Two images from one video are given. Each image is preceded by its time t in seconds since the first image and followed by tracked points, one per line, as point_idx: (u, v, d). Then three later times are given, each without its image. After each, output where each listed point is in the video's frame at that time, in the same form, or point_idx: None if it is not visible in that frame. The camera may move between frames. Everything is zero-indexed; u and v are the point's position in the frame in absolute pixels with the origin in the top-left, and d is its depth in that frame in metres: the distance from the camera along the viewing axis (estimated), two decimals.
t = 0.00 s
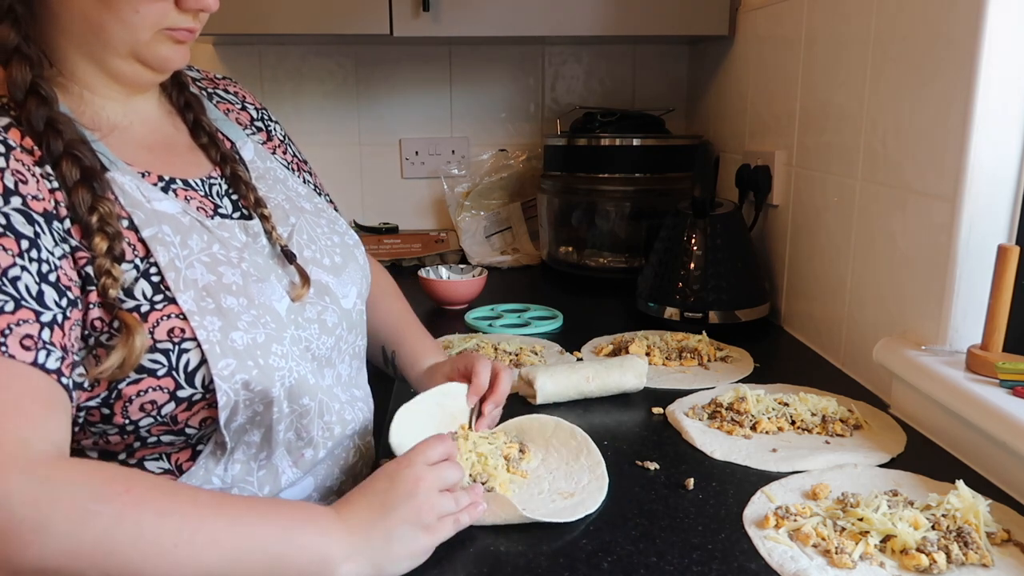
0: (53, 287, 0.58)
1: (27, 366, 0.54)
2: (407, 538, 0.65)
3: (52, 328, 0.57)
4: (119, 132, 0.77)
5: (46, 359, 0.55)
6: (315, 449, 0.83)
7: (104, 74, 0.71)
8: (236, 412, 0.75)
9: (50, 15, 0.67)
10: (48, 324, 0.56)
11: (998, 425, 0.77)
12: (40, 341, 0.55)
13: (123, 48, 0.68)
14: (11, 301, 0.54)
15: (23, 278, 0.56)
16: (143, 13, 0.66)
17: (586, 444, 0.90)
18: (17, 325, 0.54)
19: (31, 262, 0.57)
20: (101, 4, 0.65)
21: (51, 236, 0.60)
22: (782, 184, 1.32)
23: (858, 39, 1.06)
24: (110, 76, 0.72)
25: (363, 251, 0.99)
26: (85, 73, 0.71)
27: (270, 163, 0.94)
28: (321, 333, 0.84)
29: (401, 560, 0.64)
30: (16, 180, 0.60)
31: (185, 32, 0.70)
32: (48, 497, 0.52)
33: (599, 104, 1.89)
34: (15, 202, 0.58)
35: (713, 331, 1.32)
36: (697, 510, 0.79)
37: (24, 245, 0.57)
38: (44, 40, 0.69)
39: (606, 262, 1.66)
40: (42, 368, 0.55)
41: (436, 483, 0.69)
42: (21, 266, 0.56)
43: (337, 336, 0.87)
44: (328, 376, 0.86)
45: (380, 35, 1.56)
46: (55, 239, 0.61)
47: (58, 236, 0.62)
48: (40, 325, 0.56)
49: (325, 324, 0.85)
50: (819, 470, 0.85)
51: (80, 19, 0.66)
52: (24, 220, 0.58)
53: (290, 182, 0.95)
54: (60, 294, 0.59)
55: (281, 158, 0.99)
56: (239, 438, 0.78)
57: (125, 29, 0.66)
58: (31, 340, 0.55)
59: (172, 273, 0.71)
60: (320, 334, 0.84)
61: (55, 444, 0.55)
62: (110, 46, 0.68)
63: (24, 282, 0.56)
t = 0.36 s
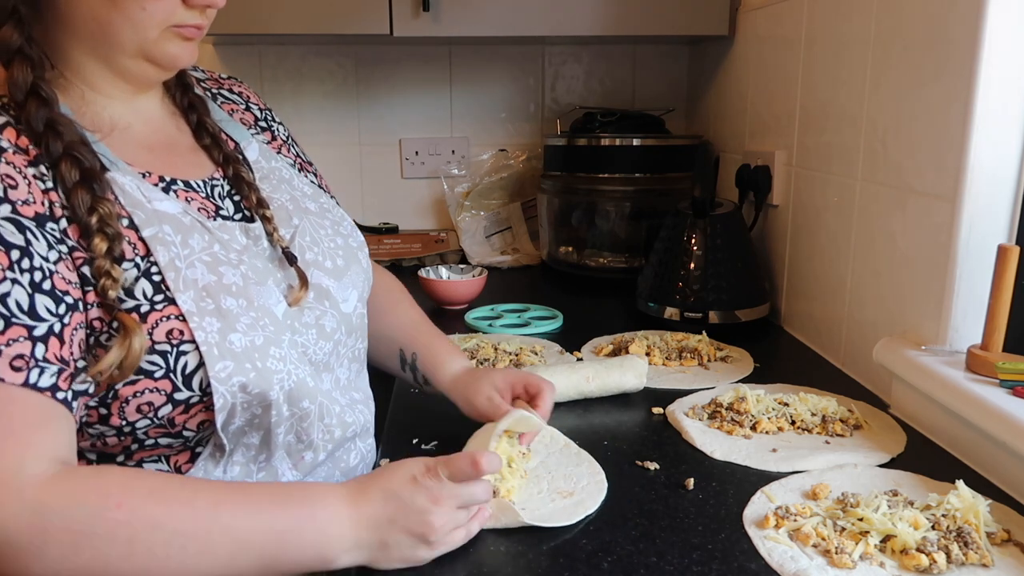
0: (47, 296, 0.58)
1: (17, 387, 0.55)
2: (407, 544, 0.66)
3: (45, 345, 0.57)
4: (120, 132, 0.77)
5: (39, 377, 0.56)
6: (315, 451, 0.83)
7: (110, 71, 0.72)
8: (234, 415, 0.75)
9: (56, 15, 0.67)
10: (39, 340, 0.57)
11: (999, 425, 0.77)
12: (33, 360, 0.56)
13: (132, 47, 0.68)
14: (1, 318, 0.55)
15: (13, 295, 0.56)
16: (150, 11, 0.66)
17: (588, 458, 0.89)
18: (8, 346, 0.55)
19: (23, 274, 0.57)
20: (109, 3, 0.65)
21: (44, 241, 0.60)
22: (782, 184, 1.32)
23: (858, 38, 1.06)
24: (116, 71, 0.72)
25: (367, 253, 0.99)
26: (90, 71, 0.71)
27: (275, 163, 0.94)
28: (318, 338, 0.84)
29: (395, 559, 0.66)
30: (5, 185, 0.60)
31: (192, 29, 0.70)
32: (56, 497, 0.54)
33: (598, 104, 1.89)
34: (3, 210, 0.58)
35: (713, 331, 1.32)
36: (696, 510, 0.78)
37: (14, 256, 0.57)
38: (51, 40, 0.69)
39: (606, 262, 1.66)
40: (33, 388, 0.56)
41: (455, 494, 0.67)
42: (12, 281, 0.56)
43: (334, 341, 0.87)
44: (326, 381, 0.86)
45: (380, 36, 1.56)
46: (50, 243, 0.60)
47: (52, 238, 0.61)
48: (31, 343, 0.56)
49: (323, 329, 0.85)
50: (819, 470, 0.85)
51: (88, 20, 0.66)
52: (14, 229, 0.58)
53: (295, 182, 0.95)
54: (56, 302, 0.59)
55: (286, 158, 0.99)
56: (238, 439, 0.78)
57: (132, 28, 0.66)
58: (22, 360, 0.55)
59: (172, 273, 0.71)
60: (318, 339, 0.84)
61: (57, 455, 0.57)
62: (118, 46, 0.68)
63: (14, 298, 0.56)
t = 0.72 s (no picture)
0: (55, 289, 0.59)
1: (36, 384, 0.57)
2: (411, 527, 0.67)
3: (58, 341, 0.58)
4: (125, 131, 0.77)
5: (54, 372, 0.58)
6: (314, 453, 0.82)
7: (118, 71, 0.72)
8: (234, 412, 0.75)
9: (63, 15, 0.66)
10: (51, 336, 0.58)
11: (999, 425, 0.77)
12: (45, 357, 0.57)
13: (139, 47, 0.68)
14: (11, 316, 0.56)
15: (21, 291, 0.57)
16: (158, 9, 0.66)
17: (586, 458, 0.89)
18: (20, 345, 0.56)
19: (28, 269, 0.58)
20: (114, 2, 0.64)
21: (48, 233, 0.60)
22: (782, 184, 1.32)
23: (858, 38, 1.06)
24: (122, 69, 0.72)
25: (371, 254, 0.99)
26: (95, 70, 0.71)
27: (281, 163, 0.94)
28: (318, 339, 0.84)
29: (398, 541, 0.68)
30: (4, 179, 0.60)
31: (201, 27, 0.70)
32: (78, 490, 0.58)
33: (598, 104, 1.89)
34: (3, 204, 0.59)
35: (713, 331, 1.32)
36: (697, 510, 0.79)
37: (19, 253, 0.58)
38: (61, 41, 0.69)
39: (606, 262, 1.66)
40: (49, 383, 0.57)
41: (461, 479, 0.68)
42: (19, 277, 0.57)
43: (336, 343, 0.86)
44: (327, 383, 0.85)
45: (380, 35, 1.56)
46: (53, 235, 0.61)
47: (55, 232, 0.61)
48: (43, 340, 0.57)
49: (324, 331, 0.84)
50: (819, 470, 0.85)
51: (94, 21, 0.66)
52: (16, 224, 0.58)
53: (301, 182, 0.95)
54: (65, 295, 0.60)
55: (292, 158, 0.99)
56: (237, 439, 0.78)
57: (139, 26, 0.66)
58: (36, 357, 0.57)
59: (178, 267, 0.71)
60: (318, 340, 0.84)
61: (73, 449, 0.58)
62: (126, 45, 0.68)
63: (23, 295, 0.57)
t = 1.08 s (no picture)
0: (54, 288, 0.59)
1: (35, 385, 0.57)
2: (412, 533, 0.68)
3: (57, 341, 0.59)
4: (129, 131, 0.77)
5: (53, 372, 0.58)
6: (314, 452, 0.82)
7: (122, 71, 0.72)
8: (233, 412, 0.75)
9: (68, 16, 0.66)
10: (50, 337, 0.58)
11: (999, 425, 0.77)
12: (45, 357, 0.57)
13: (143, 47, 0.68)
14: (11, 316, 0.56)
15: (20, 291, 0.57)
16: (163, 10, 0.66)
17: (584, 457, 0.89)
18: (19, 346, 0.56)
19: (28, 268, 0.58)
20: (118, 3, 0.64)
21: (47, 230, 0.60)
22: (782, 184, 1.32)
23: (858, 38, 1.06)
24: (127, 69, 0.72)
25: (375, 253, 0.99)
26: (98, 70, 0.71)
27: (286, 161, 0.94)
28: (318, 340, 0.83)
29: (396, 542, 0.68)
30: (4, 176, 0.60)
31: (206, 29, 0.70)
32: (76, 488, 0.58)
33: (598, 104, 1.89)
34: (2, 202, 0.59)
35: (713, 331, 1.32)
36: (696, 510, 0.79)
37: (18, 251, 0.57)
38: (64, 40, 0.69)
39: (606, 262, 1.66)
40: (48, 382, 0.57)
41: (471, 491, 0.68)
42: (18, 277, 0.57)
43: (335, 345, 0.86)
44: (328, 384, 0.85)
45: (381, 36, 1.56)
46: (53, 233, 0.60)
47: (55, 229, 0.61)
48: (43, 341, 0.57)
49: (324, 332, 0.84)
50: (819, 469, 0.85)
51: (97, 21, 0.66)
52: (15, 222, 0.58)
53: (305, 180, 0.95)
54: (63, 293, 0.60)
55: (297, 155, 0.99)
56: (236, 440, 0.78)
57: (145, 28, 0.66)
58: (35, 358, 0.57)
59: (180, 263, 0.71)
60: (318, 342, 0.84)
61: (76, 448, 0.59)
62: (130, 45, 0.68)
63: (22, 295, 0.57)
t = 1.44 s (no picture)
0: (50, 273, 0.59)
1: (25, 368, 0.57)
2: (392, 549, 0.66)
3: (51, 327, 0.59)
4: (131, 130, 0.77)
5: (44, 357, 0.58)
6: (315, 448, 0.82)
7: (120, 73, 0.72)
8: (237, 405, 0.75)
9: (69, 17, 0.67)
10: (43, 323, 0.59)
11: (999, 425, 0.77)
12: (36, 342, 0.58)
13: (140, 49, 0.68)
14: (4, 301, 0.57)
15: (14, 276, 0.57)
16: (160, 14, 0.66)
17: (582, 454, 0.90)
18: (13, 328, 0.57)
19: (23, 253, 0.58)
20: (117, 4, 0.64)
21: (47, 213, 0.60)
22: (782, 184, 1.32)
23: (858, 37, 1.06)
24: (121, 72, 0.72)
25: (376, 253, 0.99)
26: (98, 73, 0.71)
27: (287, 160, 0.94)
28: (318, 339, 0.83)
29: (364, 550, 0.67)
30: (5, 159, 0.60)
31: (201, 34, 0.70)
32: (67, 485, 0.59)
33: (599, 104, 1.89)
34: (3, 185, 0.59)
35: (713, 331, 1.32)
36: (697, 510, 0.79)
37: (15, 236, 0.58)
38: (63, 41, 0.69)
39: (606, 262, 1.66)
40: (38, 367, 0.58)
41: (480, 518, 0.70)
42: (13, 262, 0.57)
43: (336, 343, 0.86)
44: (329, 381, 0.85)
45: (381, 36, 1.56)
46: (52, 217, 0.61)
47: (57, 213, 0.61)
48: (36, 326, 0.58)
49: (324, 330, 0.84)
50: (819, 470, 0.85)
51: (95, 22, 0.66)
52: (14, 205, 0.59)
53: (307, 179, 0.95)
54: (60, 278, 0.60)
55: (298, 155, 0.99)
56: (240, 436, 0.78)
57: (142, 30, 0.66)
58: (26, 342, 0.57)
59: (189, 252, 0.71)
60: (318, 340, 0.84)
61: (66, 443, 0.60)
62: (126, 48, 0.68)
63: (17, 279, 0.58)
